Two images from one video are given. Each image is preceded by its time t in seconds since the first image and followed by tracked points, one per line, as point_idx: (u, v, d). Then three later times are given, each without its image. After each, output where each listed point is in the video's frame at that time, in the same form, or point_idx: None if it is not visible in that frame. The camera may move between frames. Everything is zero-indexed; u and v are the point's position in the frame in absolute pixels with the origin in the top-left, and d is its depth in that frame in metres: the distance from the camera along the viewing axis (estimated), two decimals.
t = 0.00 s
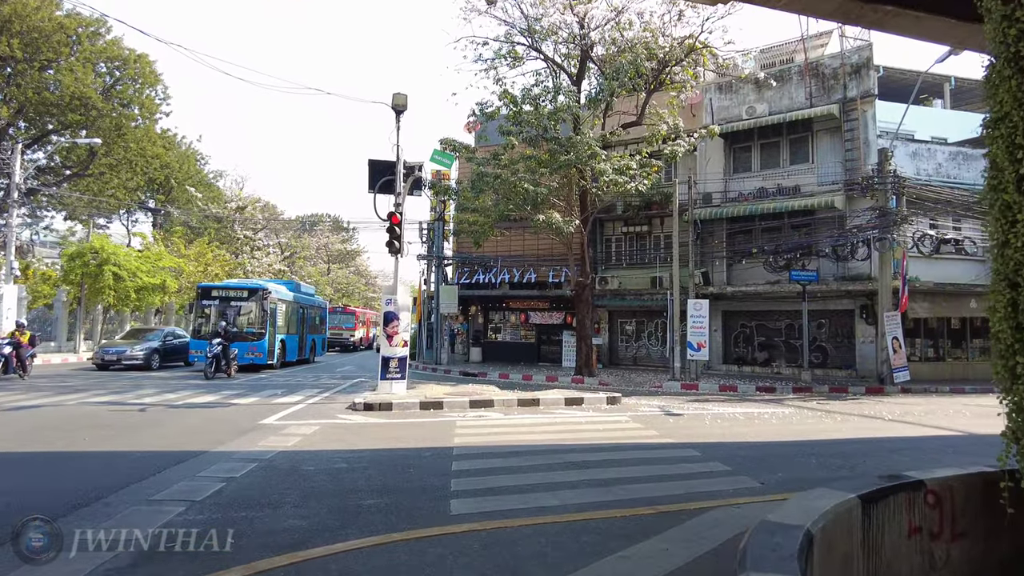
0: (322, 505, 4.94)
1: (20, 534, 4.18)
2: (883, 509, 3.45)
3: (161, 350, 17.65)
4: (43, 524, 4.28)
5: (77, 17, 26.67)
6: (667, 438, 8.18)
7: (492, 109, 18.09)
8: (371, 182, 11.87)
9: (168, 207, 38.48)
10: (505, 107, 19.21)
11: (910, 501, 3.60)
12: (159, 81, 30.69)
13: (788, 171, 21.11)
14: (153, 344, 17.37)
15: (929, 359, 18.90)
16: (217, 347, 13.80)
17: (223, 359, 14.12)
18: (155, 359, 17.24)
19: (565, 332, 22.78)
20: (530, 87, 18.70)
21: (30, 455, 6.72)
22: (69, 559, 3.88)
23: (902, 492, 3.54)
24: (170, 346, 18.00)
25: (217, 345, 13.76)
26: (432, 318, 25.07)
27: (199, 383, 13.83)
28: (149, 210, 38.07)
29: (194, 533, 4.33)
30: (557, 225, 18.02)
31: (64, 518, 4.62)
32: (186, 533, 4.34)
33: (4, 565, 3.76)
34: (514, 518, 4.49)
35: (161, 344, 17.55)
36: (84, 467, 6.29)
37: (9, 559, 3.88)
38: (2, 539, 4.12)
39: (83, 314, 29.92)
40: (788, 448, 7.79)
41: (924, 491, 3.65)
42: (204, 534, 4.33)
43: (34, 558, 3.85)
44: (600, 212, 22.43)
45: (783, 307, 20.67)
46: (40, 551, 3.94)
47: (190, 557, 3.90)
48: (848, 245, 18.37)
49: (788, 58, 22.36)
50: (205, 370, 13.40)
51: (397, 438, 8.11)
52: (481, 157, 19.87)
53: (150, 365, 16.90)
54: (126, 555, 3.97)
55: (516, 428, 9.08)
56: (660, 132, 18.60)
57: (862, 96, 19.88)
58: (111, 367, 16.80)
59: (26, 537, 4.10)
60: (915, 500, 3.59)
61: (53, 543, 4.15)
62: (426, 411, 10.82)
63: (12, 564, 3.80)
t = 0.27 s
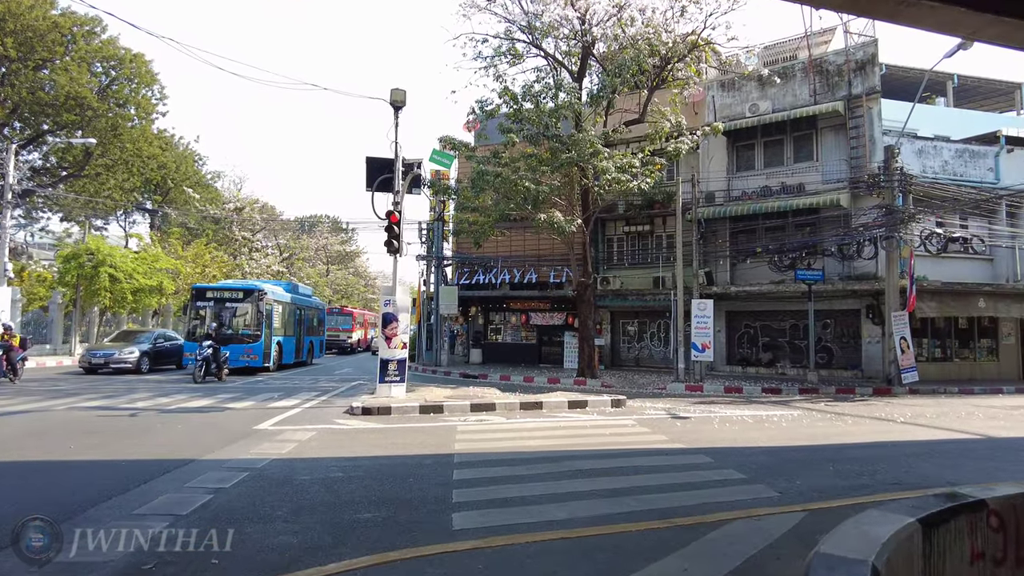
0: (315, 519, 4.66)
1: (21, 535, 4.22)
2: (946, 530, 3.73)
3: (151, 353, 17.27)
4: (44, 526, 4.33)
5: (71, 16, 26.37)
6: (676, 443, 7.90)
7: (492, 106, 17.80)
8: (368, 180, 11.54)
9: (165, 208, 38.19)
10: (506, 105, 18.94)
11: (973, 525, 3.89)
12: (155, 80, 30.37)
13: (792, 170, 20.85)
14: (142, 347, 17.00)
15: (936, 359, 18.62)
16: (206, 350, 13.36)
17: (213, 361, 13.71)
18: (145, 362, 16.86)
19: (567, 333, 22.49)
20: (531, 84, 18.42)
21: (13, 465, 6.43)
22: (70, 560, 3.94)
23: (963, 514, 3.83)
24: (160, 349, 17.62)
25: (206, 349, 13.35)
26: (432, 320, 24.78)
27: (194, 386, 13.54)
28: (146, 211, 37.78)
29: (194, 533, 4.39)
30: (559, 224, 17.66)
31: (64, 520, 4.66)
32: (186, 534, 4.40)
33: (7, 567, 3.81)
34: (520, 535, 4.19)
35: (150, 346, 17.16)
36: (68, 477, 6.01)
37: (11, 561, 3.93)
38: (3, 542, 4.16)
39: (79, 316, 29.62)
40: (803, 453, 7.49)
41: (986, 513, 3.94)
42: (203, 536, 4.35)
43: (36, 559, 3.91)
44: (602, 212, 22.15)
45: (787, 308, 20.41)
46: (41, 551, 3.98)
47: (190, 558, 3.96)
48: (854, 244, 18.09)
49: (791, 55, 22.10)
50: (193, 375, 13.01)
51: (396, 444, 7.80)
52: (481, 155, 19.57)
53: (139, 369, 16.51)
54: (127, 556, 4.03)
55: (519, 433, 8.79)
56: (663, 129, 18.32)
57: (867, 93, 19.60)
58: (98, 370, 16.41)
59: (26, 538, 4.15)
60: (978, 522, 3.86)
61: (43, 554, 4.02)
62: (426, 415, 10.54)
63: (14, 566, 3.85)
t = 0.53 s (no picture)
0: (309, 530, 4.37)
1: (20, 534, 4.17)
2: None
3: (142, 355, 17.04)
4: (43, 525, 4.28)
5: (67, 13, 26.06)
6: (686, 446, 7.60)
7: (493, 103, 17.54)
8: (367, 176, 11.27)
9: (163, 208, 37.91)
10: (507, 102, 18.67)
11: None
12: (152, 78, 30.05)
13: (797, 166, 20.58)
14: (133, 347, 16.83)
15: (943, 358, 18.35)
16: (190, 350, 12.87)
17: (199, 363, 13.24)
18: (135, 364, 16.58)
19: (569, 333, 22.23)
20: (532, 80, 18.16)
21: None
22: (70, 559, 3.89)
23: None
24: (152, 349, 17.36)
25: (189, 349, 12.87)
26: (433, 319, 24.52)
27: (190, 388, 13.24)
28: (144, 210, 37.51)
29: (194, 533, 4.36)
30: (561, 222, 17.32)
31: (64, 520, 4.61)
32: (186, 533, 4.36)
33: (7, 568, 3.76)
34: (530, 546, 3.92)
35: (139, 347, 16.81)
36: (52, 482, 5.74)
37: (10, 561, 3.88)
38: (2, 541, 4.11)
39: (76, 317, 29.34)
40: (819, 456, 7.20)
41: None
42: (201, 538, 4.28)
43: (36, 558, 3.86)
44: (604, 210, 21.89)
45: (792, 306, 20.17)
46: (41, 551, 3.93)
47: (191, 558, 3.94)
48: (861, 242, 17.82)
49: (795, 51, 21.86)
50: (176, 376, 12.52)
51: (395, 447, 7.50)
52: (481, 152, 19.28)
53: (128, 369, 16.18)
54: (128, 556, 3.99)
55: (522, 435, 8.50)
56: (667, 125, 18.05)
57: (873, 88, 19.34)
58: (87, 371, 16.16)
59: (25, 538, 4.07)
60: None
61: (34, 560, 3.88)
62: (427, 416, 10.26)
63: (13, 566, 3.80)
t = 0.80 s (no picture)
0: (299, 550, 4.07)
1: (21, 534, 4.24)
2: None
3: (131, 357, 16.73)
4: (44, 525, 4.34)
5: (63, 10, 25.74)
6: (698, 454, 7.28)
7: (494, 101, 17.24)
8: (366, 174, 10.97)
9: (160, 208, 37.59)
10: (508, 100, 18.39)
11: None
12: (149, 77, 29.72)
13: (802, 166, 20.28)
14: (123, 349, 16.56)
15: (952, 361, 18.04)
16: (168, 353, 12.32)
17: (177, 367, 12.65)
18: (124, 366, 16.27)
19: (571, 334, 21.92)
20: (534, 77, 17.86)
21: None
22: (70, 560, 3.96)
23: None
24: (142, 351, 17.06)
25: (167, 349, 12.38)
26: (433, 321, 24.22)
27: (184, 391, 12.94)
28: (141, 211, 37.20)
29: (194, 533, 4.41)
30: (564, 221, 16.96)
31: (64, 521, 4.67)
32: (186, 533, 4.41)
33: (7, 568, 3.83)
34: (539, 569, 3.61)
35: (129, 348, 16.48)
36: (35, 491, 5.50)
37: (11, 561, 3.95)
38: (2, 542, 4.17)
39: (72, 318, 29.03)
40: (837, 464, 6.88)
41: None
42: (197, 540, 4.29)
43: (36, 558, 3.93)
44: (606, 209, 21.60)
45: (797, 308, 19.90)
46: (41, 551, 4.01)
47: (190, 558, 3.98)
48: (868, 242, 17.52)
49: (800, 49, 21.58)
50: (153, 379, 12.03)
51: (393, 455, 7.17)
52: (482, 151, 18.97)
53: (116, 372, 15.85)
54: (128, 556, 4.05)
55: (525, 441, 8.18)
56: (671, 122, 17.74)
57: (880, 86, 19.05)
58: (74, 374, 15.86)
59: (26, 538, 4.17)
60: None
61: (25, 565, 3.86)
62: (426, 421, 9.94)
63: (14, 566, 3.87)
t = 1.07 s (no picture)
0: (282, 566, 3.75)
1: (21, 534, 4.21)
2: None
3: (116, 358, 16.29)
4: (44, 525, 4.30)
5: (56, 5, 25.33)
6: (707, 457, 6.97)
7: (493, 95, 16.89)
8: (362, 168, 10.65)
9: (156, 206, 37.23)
10: (508, 95, 18.06)
11: None
12: (144, 73, 29.32)
13: (807, 162, 19.97)
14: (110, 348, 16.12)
15: (959, 360, 17.74)
16: (138, 352, 11.71)
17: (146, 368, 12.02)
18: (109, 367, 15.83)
19: (571, 333, 21.60)
20: (535, 72, 17.52)
21: None
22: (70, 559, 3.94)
23: None
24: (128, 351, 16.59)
25: (136, 349, 11.74)
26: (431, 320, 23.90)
27: (176, 392, 12.63)
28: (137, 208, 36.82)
29: (194, 533, 4.37)
30: (565, 217, 16.60)
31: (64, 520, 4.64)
32: (187, 533, 4.38)
33: (6, 568, 3.80)
34: None
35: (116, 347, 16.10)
36: (10, 497, 5.21)
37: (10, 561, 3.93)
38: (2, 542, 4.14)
39: (66, 317, 28.68)
40: (852, 468, 6.56)
41: None
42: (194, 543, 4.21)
43: (35, 559, 3.90)
44: (607, 206, 21.29)
45: (802, 306, 19.60)
46: (41, 551, 3.98)
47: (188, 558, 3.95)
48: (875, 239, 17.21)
49: (804, 44, 21.26)
50: (118, 380, 11.52)
51: (387, 459, 6.84)
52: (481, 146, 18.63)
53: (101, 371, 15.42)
54: (128, 555, 4.03)
55: (525, 444, 7.86)
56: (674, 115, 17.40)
57: (886, 81, 18.74)
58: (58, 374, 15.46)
59: (26, 537, 4.14)
60: None
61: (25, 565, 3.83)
62: (423, 422, 9.62)
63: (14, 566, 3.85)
